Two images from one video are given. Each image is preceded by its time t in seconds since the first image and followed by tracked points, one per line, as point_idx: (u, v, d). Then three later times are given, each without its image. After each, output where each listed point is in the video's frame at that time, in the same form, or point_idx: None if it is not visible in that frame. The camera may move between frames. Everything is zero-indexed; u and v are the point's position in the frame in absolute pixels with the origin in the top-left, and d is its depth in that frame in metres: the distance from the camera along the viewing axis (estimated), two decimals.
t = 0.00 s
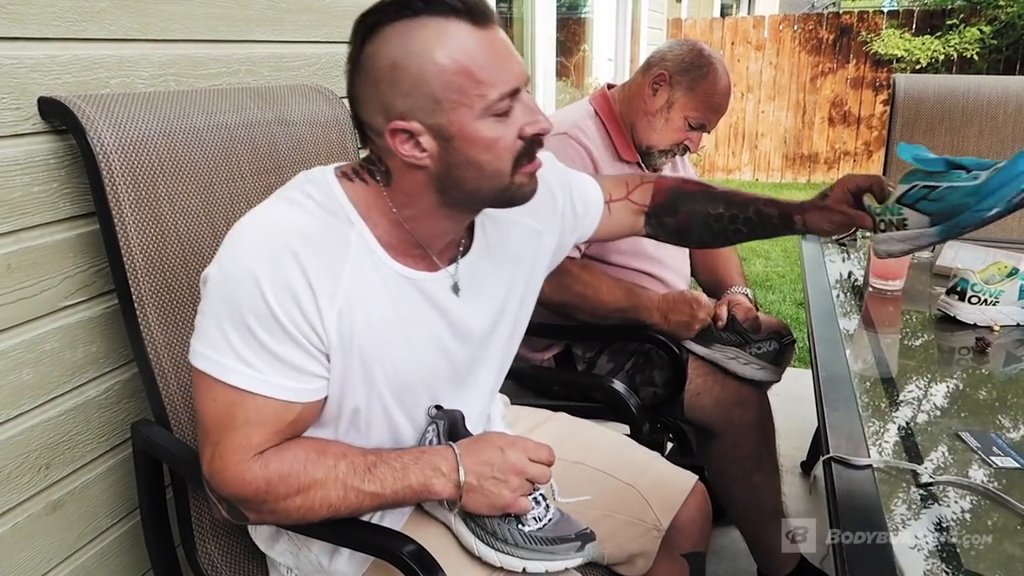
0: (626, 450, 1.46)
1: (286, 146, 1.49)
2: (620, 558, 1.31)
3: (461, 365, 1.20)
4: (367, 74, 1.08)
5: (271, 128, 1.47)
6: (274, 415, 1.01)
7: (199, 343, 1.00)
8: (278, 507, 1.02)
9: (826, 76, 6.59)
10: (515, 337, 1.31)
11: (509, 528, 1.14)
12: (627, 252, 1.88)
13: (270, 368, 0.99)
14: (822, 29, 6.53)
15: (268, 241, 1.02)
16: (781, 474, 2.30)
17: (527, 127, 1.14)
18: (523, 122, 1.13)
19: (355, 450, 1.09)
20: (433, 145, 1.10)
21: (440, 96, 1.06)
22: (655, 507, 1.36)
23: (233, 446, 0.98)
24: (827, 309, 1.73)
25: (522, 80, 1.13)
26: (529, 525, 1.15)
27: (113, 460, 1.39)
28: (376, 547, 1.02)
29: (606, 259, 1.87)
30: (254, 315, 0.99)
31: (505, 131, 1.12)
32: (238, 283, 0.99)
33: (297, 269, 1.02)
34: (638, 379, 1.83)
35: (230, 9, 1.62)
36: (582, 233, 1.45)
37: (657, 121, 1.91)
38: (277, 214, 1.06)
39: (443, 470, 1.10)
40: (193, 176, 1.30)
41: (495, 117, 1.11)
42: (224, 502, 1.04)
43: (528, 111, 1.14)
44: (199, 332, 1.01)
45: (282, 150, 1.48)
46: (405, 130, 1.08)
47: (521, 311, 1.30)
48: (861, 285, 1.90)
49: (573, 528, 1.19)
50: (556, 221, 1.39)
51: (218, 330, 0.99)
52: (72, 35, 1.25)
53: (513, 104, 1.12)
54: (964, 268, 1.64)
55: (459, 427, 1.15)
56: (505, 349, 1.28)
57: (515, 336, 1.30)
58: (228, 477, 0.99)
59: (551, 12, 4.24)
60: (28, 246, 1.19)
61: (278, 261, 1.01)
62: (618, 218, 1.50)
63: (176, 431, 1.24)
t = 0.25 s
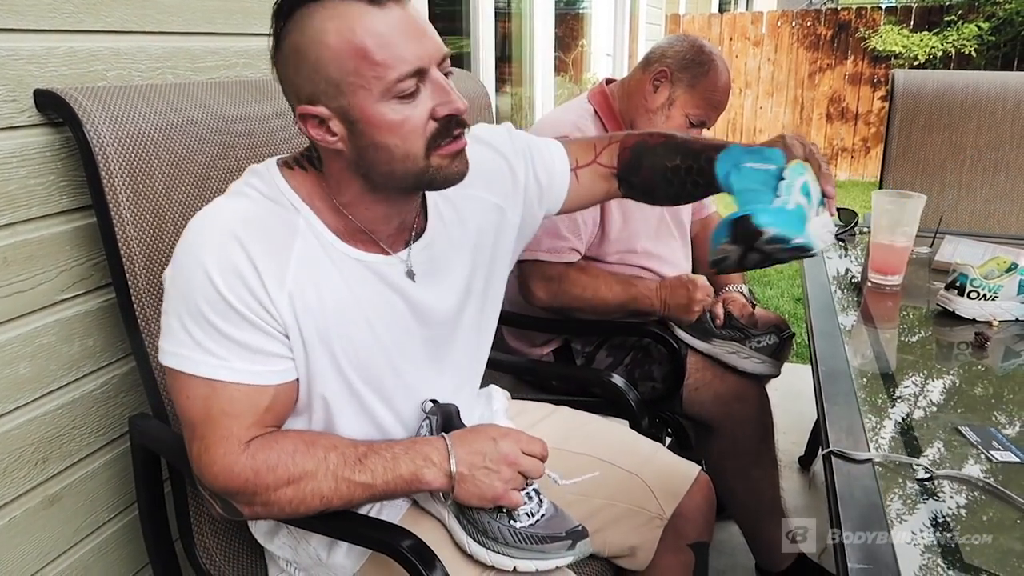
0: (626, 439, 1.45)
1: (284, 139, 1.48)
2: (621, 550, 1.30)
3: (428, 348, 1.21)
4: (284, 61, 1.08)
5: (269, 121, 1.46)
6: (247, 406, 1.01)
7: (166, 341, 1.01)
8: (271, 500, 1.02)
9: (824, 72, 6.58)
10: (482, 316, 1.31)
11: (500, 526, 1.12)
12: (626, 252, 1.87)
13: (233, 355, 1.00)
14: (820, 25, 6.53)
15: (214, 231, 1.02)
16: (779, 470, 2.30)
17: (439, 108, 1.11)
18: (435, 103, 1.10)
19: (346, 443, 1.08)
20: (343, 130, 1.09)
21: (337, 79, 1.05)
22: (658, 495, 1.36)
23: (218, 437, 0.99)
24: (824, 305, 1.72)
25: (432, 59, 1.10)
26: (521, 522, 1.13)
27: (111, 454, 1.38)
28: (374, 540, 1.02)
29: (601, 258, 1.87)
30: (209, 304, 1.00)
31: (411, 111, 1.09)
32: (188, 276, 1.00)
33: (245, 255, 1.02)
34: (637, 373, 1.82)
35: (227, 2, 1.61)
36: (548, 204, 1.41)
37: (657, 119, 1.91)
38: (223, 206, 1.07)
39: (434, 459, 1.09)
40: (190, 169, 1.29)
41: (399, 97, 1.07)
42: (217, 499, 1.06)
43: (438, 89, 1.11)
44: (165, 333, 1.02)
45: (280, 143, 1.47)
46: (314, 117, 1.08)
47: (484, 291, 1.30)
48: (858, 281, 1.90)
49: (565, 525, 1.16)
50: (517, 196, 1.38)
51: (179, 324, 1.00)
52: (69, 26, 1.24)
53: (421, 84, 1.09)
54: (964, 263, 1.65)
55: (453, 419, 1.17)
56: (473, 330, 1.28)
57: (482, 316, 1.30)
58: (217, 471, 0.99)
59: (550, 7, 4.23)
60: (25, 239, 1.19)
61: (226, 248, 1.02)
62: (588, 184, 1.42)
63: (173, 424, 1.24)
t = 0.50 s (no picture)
0: (631, 438, 1.46)
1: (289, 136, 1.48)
2: (624, 549, 1.31)
3: (423, 341, 1.21)
4: (259, 55, 1.08)
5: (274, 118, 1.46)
6: (250, 402, 1.02)
7: (161, 342, 1.01)
8: (278, 496, 1.02)
9: (825, 69, 6.58)
10: (478, 306, 1.31)
11: (505, 522, 1.11)
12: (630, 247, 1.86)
13: (229, 350, 1.00)
14: (822, 22, 6.53)
15: (201, 229, 1.03)
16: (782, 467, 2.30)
17: (413, 104, 1.11)
18: (408, 99, 1.10)
19: (353, 440, 1.08)
20: (319, 126, 1.09)
21: (309, 75, 1.05)
22: (662, 495, 1.36)
23: (222, 435, 0.99)
24: (827, 302, 1.73)
25: (403, 53, 1.09)
26: (527, 518, 1.13)
27: (116, 451, 1.38)
28: (381, 538, 1.02)
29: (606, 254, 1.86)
30: (201, 301, 1.00)
31: (385, 107, 1.09)
32: (179, 275, 1.01)
33: (234, 250, 1.03)
34: (641, 371, 1.83)
35: None
36: (536, 187, 1.43)
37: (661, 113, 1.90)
38: (211, 204, 1.07)
39: (442, 454, 1.10)
40: (196, 166, 1.29)
41: (371, 94, 1.07)
42: (225, 497, 1.06)
43: (412, 84, 1.10)
44: (160, 334, 1.02)
45: (285, 141, 1.47)
46: (290, 113, 1.09)
47: (477, 281, 1.30)
48: (858, 279, 1.90)
49: (572, 523, 1.16)
50: (503, 182, 1.40)
51: (173, 324, 1.00)
52: (74, 23, 1.24)
53: (394, 80, 1.09)
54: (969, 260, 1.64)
55: (460, 415, 1.18)
56: (469, 322, 1.28)
57: (477, 306, 1.31)
58: (224, 467, 0.99)
59: (552, 4, 4.23)
60: (31, 236, 1.19)
61: (215, 245, 1.02)
62: (574, 163, 1.45)
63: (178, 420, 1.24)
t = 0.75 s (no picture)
0: (643, 439, 1.46)
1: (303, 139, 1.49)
2: (636, 550, 1.31)
3: (435, 342, 1.21)
4: (273, 59, 1.09)
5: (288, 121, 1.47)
6: (267, 404, 1.03)
7: (177, 346, 1.02)
8: (294, 498, 1.03)
9: (837, 68, 6.55)
10: (490, 307, 1.32)
11: (519, 523, 1.12)
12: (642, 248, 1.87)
13: (244, 353, 1.01)
14: (833, 20, 6.50)
15: (214, 234, 1.04)
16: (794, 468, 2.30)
17: (427, 109, 1.12)
18: (422, 105, 1.11)
19: (369, 442, 1.09)
20: (332, 130, 1.10)
21: (323, 80, 1.06)
22: (675, 496, 1.37)
23: (239, 437, 1.00)
24: (840, 302, 1.73)
25: (418, 60, 1.10)
26: (540, 519, 1.13)
27: (133, 451, 1.40)
28: (397, 538, 1.02)
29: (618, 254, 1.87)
30: (215, 305, 1.01)
31: (399, 113, 1.10)
32: (194, 280, 1.02)
33: (248, 254, 1.04)
34: (652, 372, 1.82)
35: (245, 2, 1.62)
36: (544, 186, 1.44)
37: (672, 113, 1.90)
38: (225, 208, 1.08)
39: (457, 455, 1.10)
40: (211, 169, 1.30)
41: (386, 100, 1.09)
42: (242, 498, 1.07)
43: (426, 91, 1.11)
44: (175, 338, 1.03)
45: (299, 143, 1.48)
46: (303, 116, 1.10)
47: (488, 282, 1.31)
48: (871, 277, 1.90)
49: (585, 525, 1.16)
50: (511, 182, 1.40)
51: (188, 328, 1.02)
52: (92, 28, 1.25)
53: (408, 87, 1.10)
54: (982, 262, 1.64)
55: (472, 417, 1.18)
56: (481, 323, 1.29)
57: (490, 306, 1.31)
58: (241, 470, 1.01)
59: (563, 3, 4.23)
60: (49, 239, 1.20)
61: (228, 249, 1.03)
62: (584, 160, 1.47)
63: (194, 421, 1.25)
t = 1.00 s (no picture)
0: (651, 449, 1.46)
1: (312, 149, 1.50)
2: (645, 560, 1.31)
3: (446, 354, 1.22)
4: (293, 72, 1.10)
5: (297, 132, 1.48)
6: (279, 415, 1.03)
7: (191, 356, 1.03)
8: (303, 508, 1.04)
9: (845, 75, 6.55)
10: (501, 319, 1.32)
11: (527, 534, 1.13)
12: (650, 256, 1.87)
13: (258, 364, 1.02)
14: (841, 27, 6.50)
15: (231, 245, 1.04)
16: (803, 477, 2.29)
17: (444, 127, 1.13)
18: (439, 123, 1.13)
19: (378, 453, 1.10)
20: (350, 144, 1.11)
21: (342, 96, 1.07)
22: (683, 506, 1.37)
23: (249, 448, 1.01)
24: (848, 310, 1.74)
25: (437, 79, 1.12)
26: (548, 530, 1.14)
27: (143, 460, 1.41)
28: (405, 549, 1.03)
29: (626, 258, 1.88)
30: (231, 316, 1.02)
31: (417, 130, 1.11)
32: (211, 291, 1.02)
33: (264, 266, 1.05)
34: (660, 381, 1.83)
35: (256, 14, 1.64)
36: (555, 201, 1.46)
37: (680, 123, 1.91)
38: (241, 220, 1.09)
39: (465, 466, 1.11)
40: (222, 181, 1.31)
41: (405, 117, 1.10)
42: (251, 508, 1.08)
43: (444, 109, 1.13)
44: (190, 348, 1.04)
45: (309, 154, 1.49)
46: (321, 130, 1.11)
47: (500, 294, 1.32)
48: (881, 284, 1.90)
49: (593, 534, 1.16)
50: (523, 195, 1.41)
51: (203, 339, 1.02)
52: (105, 42, 1.27)
53: (427, 104, 1.11)
54: (990, 272, 1.64)
55: (481, 427, 1.19)
56: (492, 335, 1.30)
57: (501, 318, 1.32)
58: (251, 479, 1.01)
59: (570, 12, 4.24)
60: (62, 250, 1.21)
61: (245, 261, 1.04)
62: (596, 176, 1.48)
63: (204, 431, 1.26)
